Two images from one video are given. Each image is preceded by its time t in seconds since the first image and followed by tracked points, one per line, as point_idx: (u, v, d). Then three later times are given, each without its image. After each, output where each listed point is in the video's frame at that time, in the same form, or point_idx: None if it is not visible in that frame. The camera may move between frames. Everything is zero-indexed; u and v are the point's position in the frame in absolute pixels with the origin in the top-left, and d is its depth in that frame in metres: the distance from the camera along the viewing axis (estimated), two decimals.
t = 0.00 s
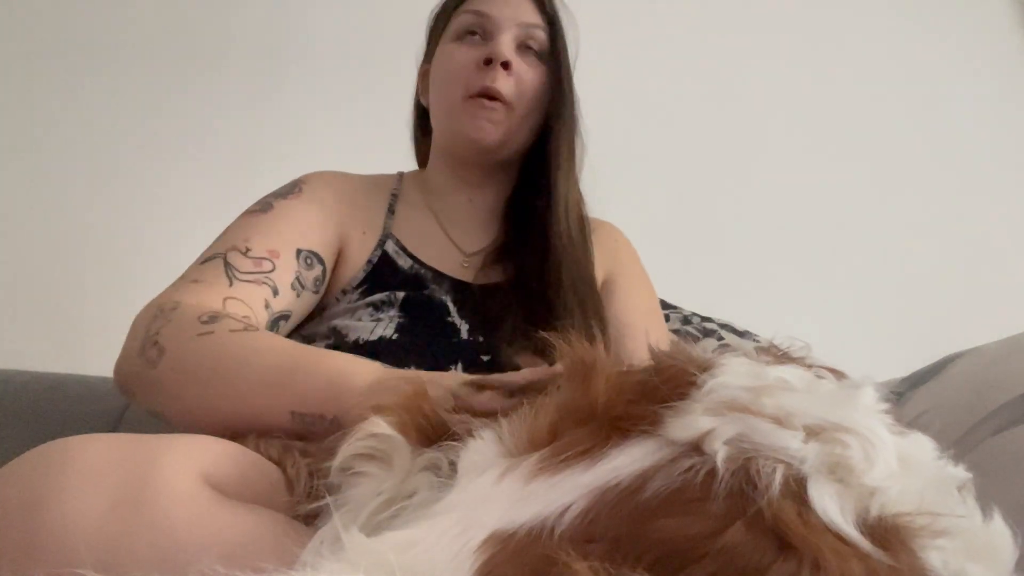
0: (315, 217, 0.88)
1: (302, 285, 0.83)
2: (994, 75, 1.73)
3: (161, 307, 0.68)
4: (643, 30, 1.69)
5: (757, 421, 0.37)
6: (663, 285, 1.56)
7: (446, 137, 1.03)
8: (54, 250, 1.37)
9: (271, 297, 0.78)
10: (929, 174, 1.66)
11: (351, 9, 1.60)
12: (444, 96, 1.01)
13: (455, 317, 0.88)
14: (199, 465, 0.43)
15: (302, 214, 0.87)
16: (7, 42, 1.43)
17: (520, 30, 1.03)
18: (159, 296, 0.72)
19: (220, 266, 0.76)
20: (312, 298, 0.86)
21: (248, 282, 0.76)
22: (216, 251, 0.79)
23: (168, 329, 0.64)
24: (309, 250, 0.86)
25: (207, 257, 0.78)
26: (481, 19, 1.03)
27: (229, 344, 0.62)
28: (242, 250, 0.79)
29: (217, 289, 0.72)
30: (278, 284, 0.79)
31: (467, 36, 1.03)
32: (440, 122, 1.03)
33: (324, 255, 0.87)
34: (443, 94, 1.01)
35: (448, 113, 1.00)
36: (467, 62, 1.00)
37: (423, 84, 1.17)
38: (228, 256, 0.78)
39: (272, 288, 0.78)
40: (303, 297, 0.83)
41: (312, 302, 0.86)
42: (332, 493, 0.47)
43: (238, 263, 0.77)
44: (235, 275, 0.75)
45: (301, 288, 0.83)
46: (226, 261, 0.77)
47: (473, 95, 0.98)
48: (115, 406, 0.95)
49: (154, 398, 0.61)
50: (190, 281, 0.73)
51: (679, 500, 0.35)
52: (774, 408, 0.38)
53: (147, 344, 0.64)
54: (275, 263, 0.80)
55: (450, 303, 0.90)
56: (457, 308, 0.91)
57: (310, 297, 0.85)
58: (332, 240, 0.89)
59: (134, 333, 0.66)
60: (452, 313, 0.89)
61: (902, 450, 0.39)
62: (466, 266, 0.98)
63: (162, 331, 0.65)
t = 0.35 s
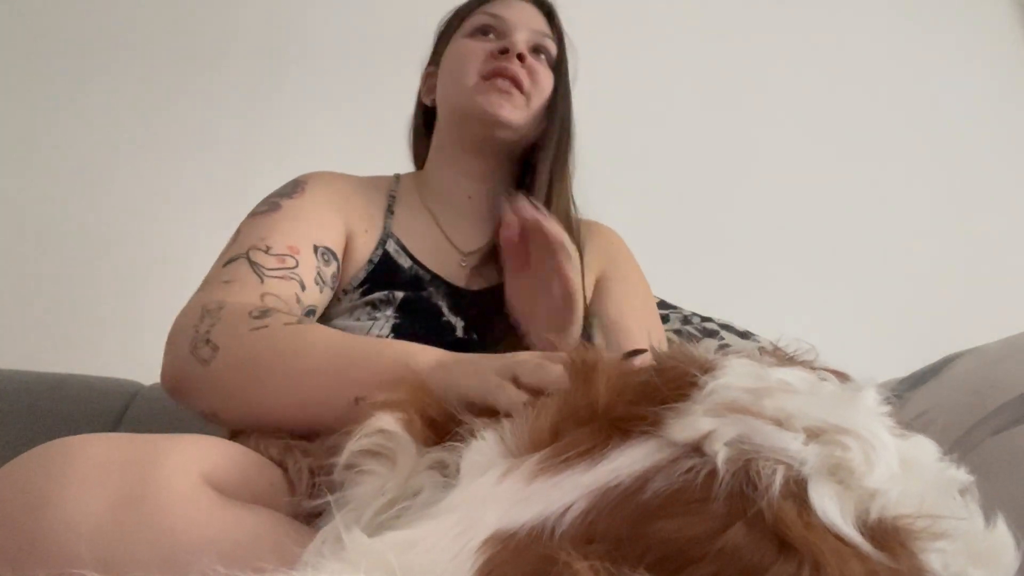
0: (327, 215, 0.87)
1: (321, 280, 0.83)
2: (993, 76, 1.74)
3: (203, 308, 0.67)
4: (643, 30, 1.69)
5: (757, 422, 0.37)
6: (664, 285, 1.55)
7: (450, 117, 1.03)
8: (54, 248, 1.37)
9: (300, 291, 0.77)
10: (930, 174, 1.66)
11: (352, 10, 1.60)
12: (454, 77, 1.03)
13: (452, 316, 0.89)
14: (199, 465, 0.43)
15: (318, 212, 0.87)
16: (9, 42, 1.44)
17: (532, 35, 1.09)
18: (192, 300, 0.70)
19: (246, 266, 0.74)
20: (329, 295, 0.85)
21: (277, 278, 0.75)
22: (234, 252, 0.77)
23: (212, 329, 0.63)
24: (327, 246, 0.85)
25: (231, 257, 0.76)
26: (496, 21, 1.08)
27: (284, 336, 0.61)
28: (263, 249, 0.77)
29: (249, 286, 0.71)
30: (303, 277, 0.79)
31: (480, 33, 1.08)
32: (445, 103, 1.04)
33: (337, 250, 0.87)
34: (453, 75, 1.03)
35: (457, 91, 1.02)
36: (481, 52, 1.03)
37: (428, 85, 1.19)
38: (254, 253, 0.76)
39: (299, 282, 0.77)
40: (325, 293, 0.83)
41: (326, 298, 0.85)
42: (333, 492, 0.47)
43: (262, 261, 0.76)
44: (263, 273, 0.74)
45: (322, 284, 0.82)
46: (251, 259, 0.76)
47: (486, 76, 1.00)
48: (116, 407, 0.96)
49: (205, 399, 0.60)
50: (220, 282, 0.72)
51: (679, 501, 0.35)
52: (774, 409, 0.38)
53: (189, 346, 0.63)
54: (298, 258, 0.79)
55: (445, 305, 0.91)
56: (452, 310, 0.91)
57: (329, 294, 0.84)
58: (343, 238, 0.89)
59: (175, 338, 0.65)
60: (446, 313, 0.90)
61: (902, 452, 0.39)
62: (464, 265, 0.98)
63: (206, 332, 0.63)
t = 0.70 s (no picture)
0: (320, 209, 0.85)
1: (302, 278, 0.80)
2: (995, 76, 1.73)
3: (186, 268, 0.66)
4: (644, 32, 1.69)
5: (755, 422, 0.37)
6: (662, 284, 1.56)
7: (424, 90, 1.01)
8: (54, 250, 1.37)
9: (275, 284, 0.75)
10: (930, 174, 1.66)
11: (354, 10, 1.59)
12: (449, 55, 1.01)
13: (447, 318, 0.90)
14: (199, 465, 0.43)
15: (314, 206, 0.85)
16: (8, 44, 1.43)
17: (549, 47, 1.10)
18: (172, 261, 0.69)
19: (230, 244, 0.73)
20: (312, 292, 0.83)
21: (257, 266, 0.73)
22: (222, 229, 0.76)
23: (194, 293, 0.62)
24: (312, 241, 0.82)
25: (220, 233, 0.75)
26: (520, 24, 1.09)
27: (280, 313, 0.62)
28: (251, 233, 0.76)
29: (228, 266, 0.70)
30: (283, 272, 0.76)
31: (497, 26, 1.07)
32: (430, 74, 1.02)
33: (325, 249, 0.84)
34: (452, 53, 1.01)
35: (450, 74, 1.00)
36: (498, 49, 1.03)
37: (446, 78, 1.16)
38: (243, 235, 0.75)
39: (277, 275, 0.75)
40: (302, 291, 0.80)
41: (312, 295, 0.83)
42: (333, 492, 0.48)
43: (247, 245, 0.75)
44: (246, 257, 0.73)
45: (302, 281, 0.80)
46: (237, 239, 0.74)
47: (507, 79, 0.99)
48: (116, 406, 0.96)
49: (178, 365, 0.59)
50: (200, 253, 0.70)
51: (678, 501, 0.35)
52: (772, 409, 0.38)
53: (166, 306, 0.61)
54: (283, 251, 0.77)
55: (439, 306, 0.92)
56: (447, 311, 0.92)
57: (309, 290, 0.82)
58: (335, 238, 0.87)
59: (149, 293, 0.64)
60: (440, 314, 0.90)
61: (900, 450, 0.39)
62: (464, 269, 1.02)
63: (184, 294, 0.62)
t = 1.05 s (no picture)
0: (321, 221, 0.85)
1: (303, 291, 0.79)
2: (994, 74, 1.73)
3: (162, 301, 0.69)
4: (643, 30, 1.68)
5: (755, 424, 0.37)
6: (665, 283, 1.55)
7: (424, 96, 1.01)
8: (54, 249, 1.36)
9: (270, 305, 0.75)
10: (930, 174, 1.65)
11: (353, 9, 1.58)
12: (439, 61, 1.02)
13: (475, 313, 0.86)
14: (200, 464, 0.43)
15: (314, 218, 0.84)
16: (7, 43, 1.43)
17: (532, 40, 1.12)
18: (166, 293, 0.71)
19: (220, 271, 0.74)
20: (317, 304, 0.82)
21: (247, 289, 0.73)
22: (215, 257, 0.77)
23: (165, 330, 0.64)
24: (313, 255, 0.81)
25: (213, 259, 0.77)
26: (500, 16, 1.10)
27: (236, 327, 0.63)
28: (242, 256, 0.76)
29: (214, 293, 0.70)
30: (278, 291, 0.76)
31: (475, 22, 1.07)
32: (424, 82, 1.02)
33: (328, 261, 0.83)
34: (443, 56, 1.01)
35: (447, 75, 1.00)
36: (489, 43, 1.04)
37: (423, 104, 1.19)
38: (231, 260, 0.76)
39: (271, 295, 0.75)
40: (305, 305, 0.80)
41: (317, 307, 0.83)
42: (333, 492, 0.47)
43: (237, 269, 0.75)
44: (234, 281, 0.73)
45: (302, 296, 0.79)
46: (226, 264, 0.75)
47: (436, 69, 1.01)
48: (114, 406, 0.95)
49: (147, 396, 0.61)
50: (187, 285, 0.71)
51: (677, 502, 0.35)
52: (772, 411, 0.38)
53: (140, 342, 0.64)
54: (276, 270, 0.77)
55: (467, 294, 0.88)
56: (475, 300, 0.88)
57: (314, 302, 0.81)
58: (340, 246, 0.85)
59: (130, 330, 0.66)
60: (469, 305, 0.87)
61: (900, 452, 0.39)
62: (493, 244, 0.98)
63: (154, 331, 0.64)
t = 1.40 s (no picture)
0: (315, 218, 0.85)
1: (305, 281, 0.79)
2: (995, 74, 1.72)
3: (173, 294, 0.71)
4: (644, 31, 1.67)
5: (756, 424, 0.37)
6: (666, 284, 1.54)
7: (426, 96, 1.00)
8: (55, 250, 1.36)
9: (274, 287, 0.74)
10: (930, 175, 1.65)
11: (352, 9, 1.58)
12: (439, 64, 1.01)
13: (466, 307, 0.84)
14: (200, 464, 0.43)
15: (307, 218, 0.85)
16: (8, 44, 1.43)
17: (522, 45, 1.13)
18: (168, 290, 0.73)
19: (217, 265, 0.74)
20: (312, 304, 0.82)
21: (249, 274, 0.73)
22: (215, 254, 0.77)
23: (184, 315, 0.67)
24: (310, 250, 0.82)
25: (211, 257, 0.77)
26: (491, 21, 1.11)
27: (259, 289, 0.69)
28: (239, 250, 0.77)
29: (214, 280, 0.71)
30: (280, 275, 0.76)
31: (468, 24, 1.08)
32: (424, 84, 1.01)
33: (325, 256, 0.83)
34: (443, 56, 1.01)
35: (448, 73, 1.00)
36: (485, 43, 1.05)
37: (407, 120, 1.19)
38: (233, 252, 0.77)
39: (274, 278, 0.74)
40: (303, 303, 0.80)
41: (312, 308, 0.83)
42: (334, 492, 0.47)
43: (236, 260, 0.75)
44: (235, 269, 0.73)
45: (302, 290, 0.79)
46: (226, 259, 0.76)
47: (440, 72, 1.00)
48: (114, 407, 0.96)
49: (186, 369, 0.64)
50: (189, 281, 0.72)
51: (678, 502, 0.35)
52: (773, 411, 0.38)
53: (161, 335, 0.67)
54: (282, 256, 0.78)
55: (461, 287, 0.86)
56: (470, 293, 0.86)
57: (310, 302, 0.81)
58: (335, 243, 0.86)
59: (142, 330, 0.69)
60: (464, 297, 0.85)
61: (901, 452, 0.39)
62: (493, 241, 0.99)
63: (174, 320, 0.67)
